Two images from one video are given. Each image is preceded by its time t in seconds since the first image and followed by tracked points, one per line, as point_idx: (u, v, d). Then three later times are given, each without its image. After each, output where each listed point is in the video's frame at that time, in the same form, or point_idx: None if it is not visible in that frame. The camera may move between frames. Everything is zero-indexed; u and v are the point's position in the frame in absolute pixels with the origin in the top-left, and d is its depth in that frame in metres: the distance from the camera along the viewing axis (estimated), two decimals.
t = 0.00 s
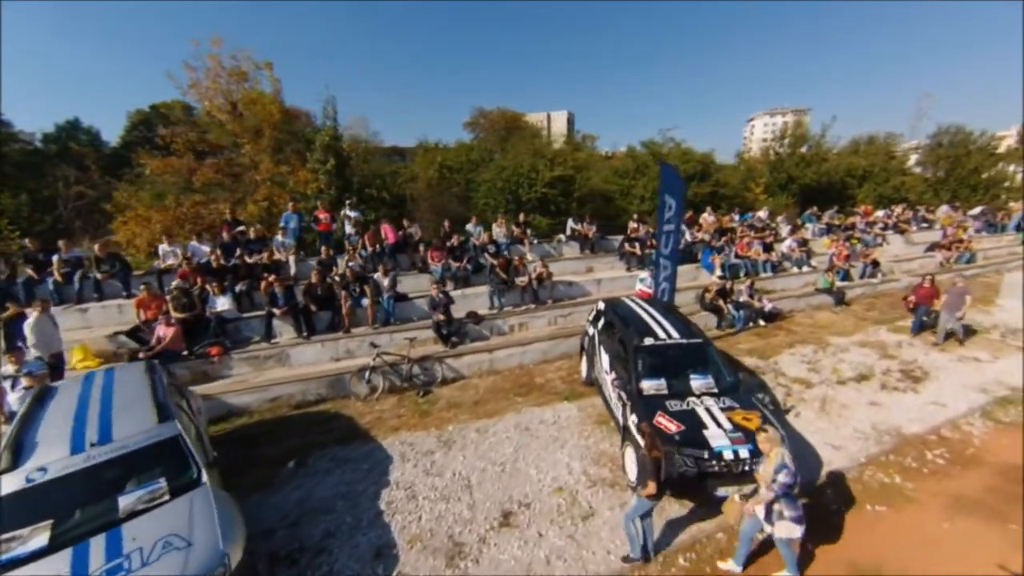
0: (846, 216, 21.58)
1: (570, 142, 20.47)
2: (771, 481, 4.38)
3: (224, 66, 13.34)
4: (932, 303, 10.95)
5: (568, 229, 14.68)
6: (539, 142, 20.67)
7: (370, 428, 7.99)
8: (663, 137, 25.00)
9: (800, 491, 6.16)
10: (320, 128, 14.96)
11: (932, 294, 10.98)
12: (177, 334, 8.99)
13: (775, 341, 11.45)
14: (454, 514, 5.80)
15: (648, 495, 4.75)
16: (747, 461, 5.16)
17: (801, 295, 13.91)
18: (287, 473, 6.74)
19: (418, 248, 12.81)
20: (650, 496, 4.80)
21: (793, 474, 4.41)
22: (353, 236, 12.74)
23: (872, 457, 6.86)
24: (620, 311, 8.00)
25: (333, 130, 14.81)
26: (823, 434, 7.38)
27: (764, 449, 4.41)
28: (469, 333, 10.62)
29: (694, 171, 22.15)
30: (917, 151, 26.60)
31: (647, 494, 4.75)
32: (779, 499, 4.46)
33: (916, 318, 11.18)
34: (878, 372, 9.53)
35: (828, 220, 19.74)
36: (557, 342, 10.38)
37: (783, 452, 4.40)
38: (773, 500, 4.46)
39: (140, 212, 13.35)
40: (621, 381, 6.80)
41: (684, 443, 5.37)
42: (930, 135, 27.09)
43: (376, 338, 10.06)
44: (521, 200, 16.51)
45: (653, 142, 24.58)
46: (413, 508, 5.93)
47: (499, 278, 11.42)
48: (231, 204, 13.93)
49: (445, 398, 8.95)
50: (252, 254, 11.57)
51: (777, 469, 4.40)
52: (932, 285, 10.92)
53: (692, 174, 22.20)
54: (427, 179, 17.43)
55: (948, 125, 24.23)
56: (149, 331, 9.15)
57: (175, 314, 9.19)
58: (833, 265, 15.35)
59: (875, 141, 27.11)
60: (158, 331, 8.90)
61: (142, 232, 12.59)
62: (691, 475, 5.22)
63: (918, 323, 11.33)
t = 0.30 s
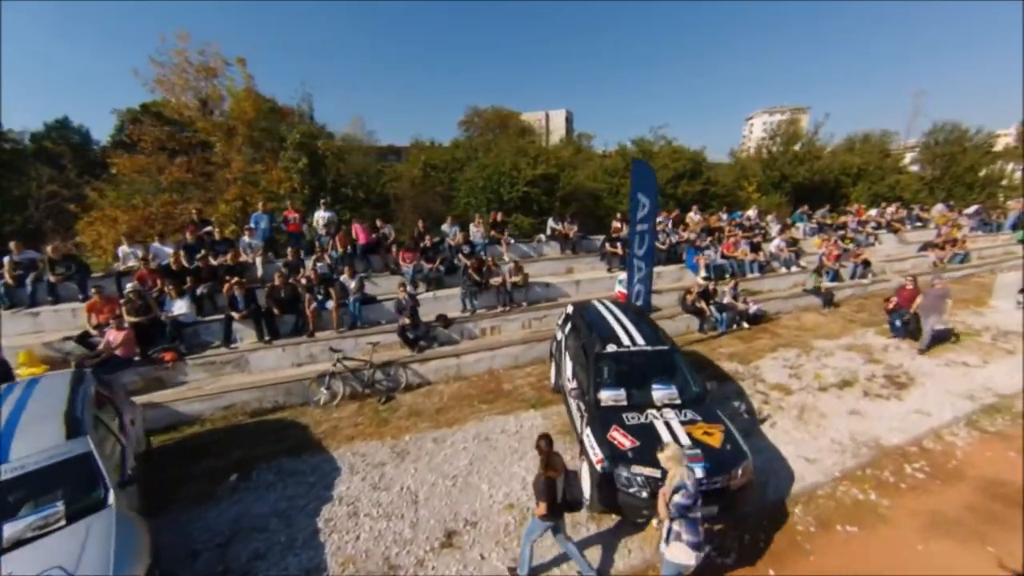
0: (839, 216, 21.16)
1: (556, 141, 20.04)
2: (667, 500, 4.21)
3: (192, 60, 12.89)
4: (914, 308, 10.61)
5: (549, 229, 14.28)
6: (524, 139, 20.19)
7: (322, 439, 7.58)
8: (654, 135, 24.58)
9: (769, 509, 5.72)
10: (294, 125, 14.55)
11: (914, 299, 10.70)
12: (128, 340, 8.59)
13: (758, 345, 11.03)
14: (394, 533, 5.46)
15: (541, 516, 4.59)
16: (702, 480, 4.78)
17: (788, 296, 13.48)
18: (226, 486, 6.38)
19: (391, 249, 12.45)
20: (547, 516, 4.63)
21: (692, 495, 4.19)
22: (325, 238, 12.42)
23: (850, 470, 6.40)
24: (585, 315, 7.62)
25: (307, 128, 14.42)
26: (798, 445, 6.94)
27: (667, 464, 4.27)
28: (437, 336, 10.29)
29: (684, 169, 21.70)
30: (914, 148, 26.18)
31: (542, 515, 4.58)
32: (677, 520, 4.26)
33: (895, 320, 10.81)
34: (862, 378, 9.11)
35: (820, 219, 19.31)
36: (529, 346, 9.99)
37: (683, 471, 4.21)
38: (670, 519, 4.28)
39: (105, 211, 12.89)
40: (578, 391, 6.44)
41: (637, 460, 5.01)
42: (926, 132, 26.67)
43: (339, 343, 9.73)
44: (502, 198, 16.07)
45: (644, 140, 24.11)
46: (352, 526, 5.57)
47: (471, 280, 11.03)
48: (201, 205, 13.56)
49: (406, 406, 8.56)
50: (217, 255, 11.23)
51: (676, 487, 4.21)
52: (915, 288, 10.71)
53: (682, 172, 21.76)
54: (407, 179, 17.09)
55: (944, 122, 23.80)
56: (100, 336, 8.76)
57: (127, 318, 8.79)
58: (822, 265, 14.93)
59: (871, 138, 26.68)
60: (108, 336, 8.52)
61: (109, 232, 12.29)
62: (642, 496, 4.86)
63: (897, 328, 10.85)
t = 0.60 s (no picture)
0: (832, 216, 20.72)
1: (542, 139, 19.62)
2: (549, 530, 3.97)
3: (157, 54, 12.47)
4: (894, 314, 10.05)
5: (529, 229, 13.88)
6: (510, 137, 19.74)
7: (269, 453, 7.19)
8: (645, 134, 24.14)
9: (732, 533, 5.31)
10: (267, 122, 14.13)
11: (893, 305, 10.12)
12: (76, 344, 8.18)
13: (740, 350, 10.61)
14: (325, 558, 5.13)
15: (428, 528, 4.43)
16: (649, 507, 4.38)
17: (774, 299, 13.04)
18: (158, 504, 6.00)
19: (363, 251, 12.07)
20: (435, 526, 4.46)
21: (577, 533, 3.88)
22: (295, 239, 12.03)
23: (823, 489, 5.98)
24: (547, 322, 7.22)
25: (280, 126, 14.01)
26: (770, 461, 6.53)
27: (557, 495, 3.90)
28: (405, 342, 9.91)
29: (675, 168, 21.23)
30: (911, 147, 25.70)
31: (428, 524, 4.43)
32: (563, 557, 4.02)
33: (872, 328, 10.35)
34: (845, 387, 8.68)
35: (812, 218, 18.85)
36: (499, 353, 9.60)
37: (571, 507, 3.84)
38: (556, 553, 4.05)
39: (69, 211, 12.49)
40: (532, 404, 6.05)
41: (581, 484, 4.61)
42: (923, 131, 26.19)
43: (301, 349, 9.36)
44: (484, 198, 15.66)
45: (635, 139, 23.65)
46: (281, 549, 5.25)
47: (442, 283, 10.66)
48: (170, 205, 13.20)
49: (364, 416, 8.17)
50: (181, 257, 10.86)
51: (561, 524, 3.92)
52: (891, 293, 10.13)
53: (673, 172, 21.29)
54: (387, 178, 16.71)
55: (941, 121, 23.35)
56: (48, 341, 8.36)
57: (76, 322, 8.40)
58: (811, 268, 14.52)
59: (867, 138, 26.22)
60: (55, 341, 8.12)
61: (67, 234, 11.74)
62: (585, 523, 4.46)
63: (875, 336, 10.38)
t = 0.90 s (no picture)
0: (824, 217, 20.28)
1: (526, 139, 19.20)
2: (396, 562, 3.76)
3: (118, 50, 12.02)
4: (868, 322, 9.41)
5: (506, 232, 13.47)
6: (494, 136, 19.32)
7: (207, 471, 6.75)
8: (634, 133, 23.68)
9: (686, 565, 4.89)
10: (236, 121, 13.69)
11: (869, 312, 9.46)
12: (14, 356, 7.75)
13: (719, 358, 10.17)
14: None
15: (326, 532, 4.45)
16: (582, 543, 4.03)
17: (759, 304, 12.59)
18: (76, 531, 5.58)
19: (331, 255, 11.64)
20: (333, 532, 4.45)
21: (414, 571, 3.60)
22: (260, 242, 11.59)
23: (792, 514, 5.54)
24: (503, 332, 6.79)
25: (250, 125, 13.58)
26: (737, 483, 6.09)
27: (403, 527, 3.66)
28: (367, 350, 9.49)
29: (664, 168, 20.76)
30: (906, 146, 25.24)
31: (326, 528, 4.43)
32: None
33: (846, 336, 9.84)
34: (825, 399, 8.23)
35: (803, 219, 18.42)
36: (464, 362, 9.19)
37: (409, 544, 3.59)
38: None
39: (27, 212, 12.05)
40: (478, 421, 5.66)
41: (512, 516, 4.23)
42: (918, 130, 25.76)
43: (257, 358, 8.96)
44: (462, 199, 15.23)
45: (624, 138, 23.22)
46: None
47: (408, 288, 10.24)
48: (134, 207, 12.77)
49: (316, 430, 7.75)
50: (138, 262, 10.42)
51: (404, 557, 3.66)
52: (866, 299, 9.48)
53: (662, 171, 20.82)
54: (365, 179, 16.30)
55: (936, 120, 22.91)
56: None
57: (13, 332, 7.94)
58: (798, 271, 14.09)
59: (861, 137, 25.77)
60: None
61: (21, 236, 11.26)
62: (514, 560, 4.09)
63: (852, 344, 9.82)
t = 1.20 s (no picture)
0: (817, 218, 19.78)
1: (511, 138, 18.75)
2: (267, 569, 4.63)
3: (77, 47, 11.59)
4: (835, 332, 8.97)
5: (482, 234, 13.01)
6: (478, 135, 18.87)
7: (135, 494, 6.31)
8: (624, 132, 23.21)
9: None
10: (205, 120, 13.27)
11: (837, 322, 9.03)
12: None
13: (697, 368, 9.70)
14: None
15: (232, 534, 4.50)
16: None
17: (744, 309, 12.11)
18: None
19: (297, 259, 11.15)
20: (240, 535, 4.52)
21: None
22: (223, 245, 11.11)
23: (752, 547, 5.08)
24: (453, 343, 6.31)
25: (218, 125, 13.16)
26: (697, 510, 5.63)
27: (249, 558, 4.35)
28: (326, 359, 9.04)
29: (653, 168, 20.30)
30: (902, 146, 24.70)
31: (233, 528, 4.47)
32: None
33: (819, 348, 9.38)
34: (803, 414, 7.75)
35: (794, 220, 17.92)
36: (426, 372, 8.72)
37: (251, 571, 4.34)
38: None
39: None
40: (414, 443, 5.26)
41: (424, 559, 3.85)
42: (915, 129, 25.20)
43: (207, 368, 8.54)
44: (440, 201, 14.79)
45: (614, 138, 22.78)
46: None
47: (372, 294, 9.77)
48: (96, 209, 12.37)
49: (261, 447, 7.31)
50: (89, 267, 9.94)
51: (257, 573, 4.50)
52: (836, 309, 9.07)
53: (651, 172, 20.37)
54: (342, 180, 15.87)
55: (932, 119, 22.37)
56: None
57: None
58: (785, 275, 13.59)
59: (856, 137, 25.23)
60: None
61: None
62: None
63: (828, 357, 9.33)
